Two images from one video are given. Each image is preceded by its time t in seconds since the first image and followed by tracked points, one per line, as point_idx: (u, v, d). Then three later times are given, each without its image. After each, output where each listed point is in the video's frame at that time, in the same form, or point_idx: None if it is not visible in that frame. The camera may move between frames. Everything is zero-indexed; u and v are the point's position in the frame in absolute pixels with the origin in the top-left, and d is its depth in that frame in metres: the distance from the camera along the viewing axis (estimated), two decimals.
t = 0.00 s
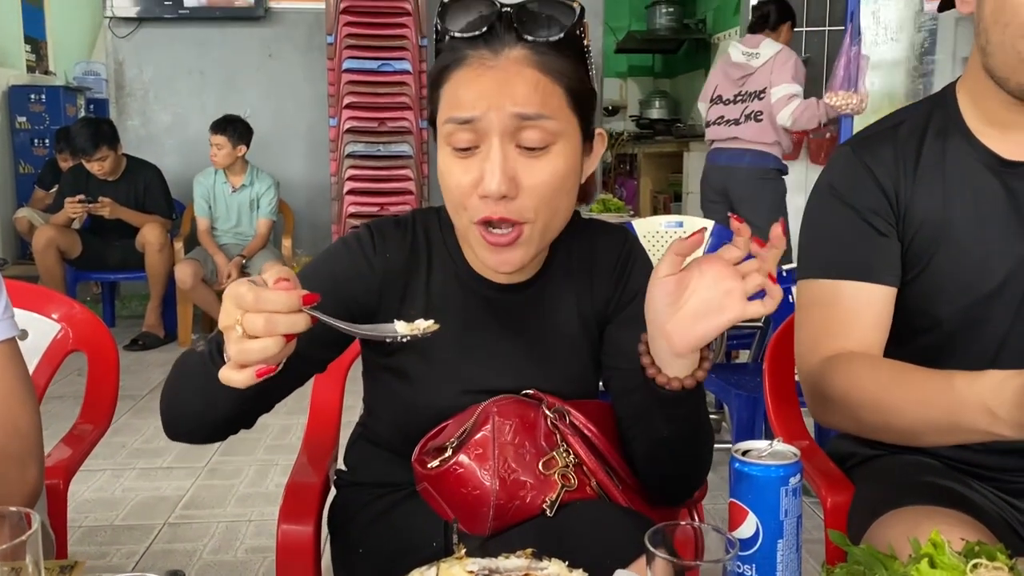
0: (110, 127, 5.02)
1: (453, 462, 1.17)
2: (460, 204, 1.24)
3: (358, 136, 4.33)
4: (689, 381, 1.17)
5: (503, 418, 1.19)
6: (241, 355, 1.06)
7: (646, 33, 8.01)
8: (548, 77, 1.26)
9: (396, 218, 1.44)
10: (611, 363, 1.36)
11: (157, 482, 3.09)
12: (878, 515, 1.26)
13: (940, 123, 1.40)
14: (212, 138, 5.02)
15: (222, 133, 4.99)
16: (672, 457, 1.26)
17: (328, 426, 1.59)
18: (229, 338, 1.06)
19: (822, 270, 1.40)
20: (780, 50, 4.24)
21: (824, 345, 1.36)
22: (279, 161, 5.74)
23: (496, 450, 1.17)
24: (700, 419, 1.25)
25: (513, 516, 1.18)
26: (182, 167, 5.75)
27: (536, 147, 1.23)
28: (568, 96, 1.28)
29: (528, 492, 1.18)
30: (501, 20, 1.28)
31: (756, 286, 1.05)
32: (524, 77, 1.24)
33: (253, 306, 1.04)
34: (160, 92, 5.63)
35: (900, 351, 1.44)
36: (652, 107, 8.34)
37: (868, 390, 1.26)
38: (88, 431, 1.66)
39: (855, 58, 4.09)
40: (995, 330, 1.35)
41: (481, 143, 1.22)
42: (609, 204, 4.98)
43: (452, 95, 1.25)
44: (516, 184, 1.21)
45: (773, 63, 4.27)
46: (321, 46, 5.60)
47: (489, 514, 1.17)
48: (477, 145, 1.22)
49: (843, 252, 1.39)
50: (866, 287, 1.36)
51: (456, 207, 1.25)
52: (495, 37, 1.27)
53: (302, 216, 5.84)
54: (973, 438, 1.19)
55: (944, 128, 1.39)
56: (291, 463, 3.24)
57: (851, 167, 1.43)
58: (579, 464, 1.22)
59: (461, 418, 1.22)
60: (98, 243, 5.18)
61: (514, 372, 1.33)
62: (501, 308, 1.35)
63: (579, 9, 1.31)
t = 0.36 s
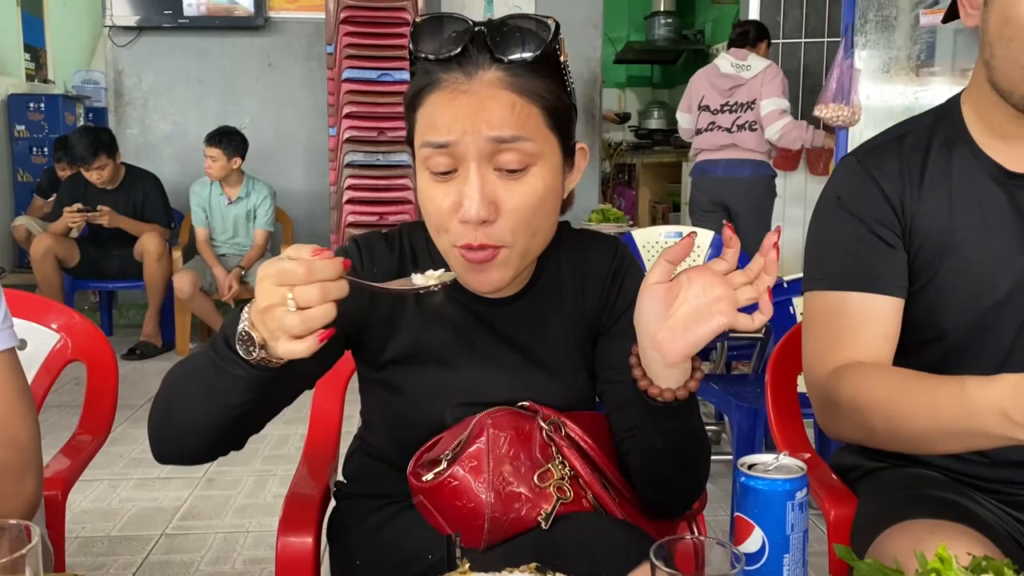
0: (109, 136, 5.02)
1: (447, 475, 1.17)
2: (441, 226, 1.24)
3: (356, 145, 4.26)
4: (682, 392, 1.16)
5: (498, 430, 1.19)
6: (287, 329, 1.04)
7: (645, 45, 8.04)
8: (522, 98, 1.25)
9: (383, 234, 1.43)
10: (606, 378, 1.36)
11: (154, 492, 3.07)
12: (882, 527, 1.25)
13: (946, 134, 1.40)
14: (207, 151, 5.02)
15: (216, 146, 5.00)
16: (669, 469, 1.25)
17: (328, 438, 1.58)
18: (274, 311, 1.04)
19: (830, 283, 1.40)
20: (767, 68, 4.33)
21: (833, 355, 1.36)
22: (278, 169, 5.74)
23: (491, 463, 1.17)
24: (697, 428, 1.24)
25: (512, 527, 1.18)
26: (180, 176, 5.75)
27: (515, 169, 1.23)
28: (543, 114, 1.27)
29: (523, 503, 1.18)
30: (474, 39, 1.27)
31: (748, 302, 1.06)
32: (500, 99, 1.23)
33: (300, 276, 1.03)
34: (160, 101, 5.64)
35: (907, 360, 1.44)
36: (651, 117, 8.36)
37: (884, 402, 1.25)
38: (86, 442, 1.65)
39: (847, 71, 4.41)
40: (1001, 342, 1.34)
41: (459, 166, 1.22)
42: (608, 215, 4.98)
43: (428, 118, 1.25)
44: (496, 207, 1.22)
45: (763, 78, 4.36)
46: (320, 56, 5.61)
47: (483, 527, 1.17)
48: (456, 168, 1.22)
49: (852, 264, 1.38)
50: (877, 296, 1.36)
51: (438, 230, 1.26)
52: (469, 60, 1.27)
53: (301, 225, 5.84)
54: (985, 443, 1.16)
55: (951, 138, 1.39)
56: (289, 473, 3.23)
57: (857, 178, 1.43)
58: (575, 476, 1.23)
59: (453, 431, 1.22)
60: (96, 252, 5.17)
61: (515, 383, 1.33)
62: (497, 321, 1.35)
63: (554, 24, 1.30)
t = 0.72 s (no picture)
0: (109, 141, 5.02)
1: (444, 478, 1.16)
2: (430, 234, 1.25)
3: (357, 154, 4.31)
4: (683, 391, 1.17)
5: (495, 435, 1.18)
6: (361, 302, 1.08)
7: (645, 53, 8.04)
8: (509, 106, 1.25)
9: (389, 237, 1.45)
10: (605, 385, 1.36)
11: (153, 499, 3.06)
12: (892, 537, 1.24)
13: (956, 143, 1.40)
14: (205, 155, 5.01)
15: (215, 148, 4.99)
16: (666, 473, 1.24)
17: (331, 445, 1.57)
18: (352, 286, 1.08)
19: (838, 290, 1.39)
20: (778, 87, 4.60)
21: (842, 362, 1.36)
22: (278, 176, 5.74)
23: (488, 468, 1.16)
24: (698, 433, 1.23)
25: (503, 533, 1.16)
26: (180, 181, 5.75)
27: (503, 176, 1.23)
28: (534, 125, 1.27)
29: (520, 509, 1.16)
30: (463, 48, 1.27)
31: (751, 302, 1.08)
32: (487, 107, 1.23)
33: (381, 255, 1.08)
34: (160, 106, 5.64)
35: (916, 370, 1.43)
36: (651, 125, 8.36)
37: (897, 409, 1.25)
38: (87, 448, 1.64)
39: (843, 81, 4.24)
40: (1011, 351, 1.34)
41: (447, 175, 1.23)
42: (609, 222, 4.97)
43: (420, 125, 1.26)
44: (482, 216, 1.22)
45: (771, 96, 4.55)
46: (321, 62, 5.61)
47: (479, 532, 1.16)
48: (444, 175, 1.23)
49: (860, 270, 1.38)
50: (886, 304, 1.35)
51: (428, 236, 1.26)
52: (458, 68, 1.27)
53: (301, 231, 5.83)
54: (997, 440, 1.18)
55: (961, 147, 1.39)
56: (289, 481, 3.21)
57: (867, 186, 1.42)
58: (573, 483, 1.21)
59: (452, 435, 1.22)
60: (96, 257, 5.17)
61: (521, 391, 1.32)
62: (500, 326, 1.34)
63: (544, 32, 1.28)
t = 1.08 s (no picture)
0: (110, 142, 5.01)
1: (447, 477, 1.16)
2: (440, 233, 1.26)
3: (357, 154, 4.44)
4: (692, 379, 1.16)
5: (498, 435, 1.18)
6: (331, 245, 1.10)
7: (645, 58, 8.05)
8: (519, 111, 1.24)
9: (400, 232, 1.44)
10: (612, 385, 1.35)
11: (152, 501, 3.05)
12: (895, 540, 1.24)
13: (961, 146, 1.39)
14: (210, 152, 5.00)
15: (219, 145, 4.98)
16: (668, 468, 1.24)
17: (331, 445, 1.57)
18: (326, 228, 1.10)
19: (844, 292, 1.39)
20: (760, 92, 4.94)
21: (846, 364, 1.36)
22: (278, 178, 5.73)
23: (491, 467, 1.15)
24: (701, 432, 1.23)
25: (507, 532, 1.16)
26: (180, 182, 5.74)
27: (506, 184, 1.22)
28: (542, 131, 1.26)
29: (522, 509, 1.16)
30: (475, 50, 1.26)
31: (762, 293, 1.10)
32: (495, 111, 1.23)
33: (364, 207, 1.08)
34: (160, 108, 5.63)
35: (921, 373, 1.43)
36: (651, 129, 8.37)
37: (901, 411, 1.26)
38: (87, 449, 1.63)
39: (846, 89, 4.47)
40: (1015, 354, 1.34)
41: (455, 178, 1.22)
42: (609, 226, 4.97)
43: (429, 127, 1.26)
44: (490, 219, 1.22)
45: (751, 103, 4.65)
46: (322, 64, 5.60)
47: (482, 531, 1.15)
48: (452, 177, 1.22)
49: (863, 270, 1.38)
50: (891, 306, 1.35)
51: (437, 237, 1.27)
52: (468, 69, 1.26)
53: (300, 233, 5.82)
54: (1002, 442, 1.19)
55: (966, 150, 1.39)
56: (288, 483, 3.21)
57: (871, 188, 1.42)
58: (575, 483, 1.20)
59: (455, 434, 1.21)
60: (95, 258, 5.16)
61: (523, 390, 1.32)
62: (503, 322, 1.34)
63: (556, 38, 1.28)
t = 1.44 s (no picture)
0: (108, 140, 5.01)
1: (445, 473, 1.16)
2: (475, 233, 1.25)
3: (356, 153, 4.42)
4: (704, 374, 1.14)
5: (497, 432, 1.18)
6: (244, 263, 1.07)
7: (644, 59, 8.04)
8: (577, 122, 1.24)
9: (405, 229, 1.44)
10: (613, 383, 1.34)
11: (148, 499, 3.04)
12: (892, 540, 1.24)
13: (962, 146, 1.39)
14: (214, 145, 5.01)
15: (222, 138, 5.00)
16: (673, 465, 1.23)
17: (329, 443, 1.57)
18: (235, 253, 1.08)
19: (842, 290, 1.39)
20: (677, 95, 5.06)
21: (843, 360, 1.36)
22: (277, 177, 5.73)
23: (489, 464, 1.16)
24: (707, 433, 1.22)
25: (504, 530, 1.16)
26: (178, 180, 5.73)
27: (557, 190, 1.22)
28: (592, 140, 1.27)
29: (520, 506, 1.16)
30: (538, 52, 1.27)
31: (776, 292, 1.09)
32: (555, 120, 1.22)
33: (264, 221, 1.09)
34: (159, 106, 5.63)
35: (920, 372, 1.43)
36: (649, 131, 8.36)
37: (894, 401, 1.26)
38: (84, 445, 1.63)
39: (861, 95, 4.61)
40: (1014, 354, 1.34)
41: (500, 178, 1.22)
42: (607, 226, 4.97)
43: (479, 123, 1.25)
44: (531, 223, 1.21)
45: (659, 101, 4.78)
46: (321, 63, 5.60)
47: (479, 528, 1.15)
48: (496, 176, 1.22)
49: (862, 269, 1.38)
50: (890, 306, 1.35)
51: (471, 235, 1.25)
52: (530, 69, 1.26)
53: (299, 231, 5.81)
54: (995, 433, 1.17)
55: (967, 150, 1.39)
56: (285, 482, 3.20)
57: (871, 186, 1.42)
58: (573, 482, 1.20)
59: (455, 430, 1.22)
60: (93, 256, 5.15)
61: (522, 387, 1.32)
62: (504, 317, 1.35)
63: (618, 54, 1.29)
